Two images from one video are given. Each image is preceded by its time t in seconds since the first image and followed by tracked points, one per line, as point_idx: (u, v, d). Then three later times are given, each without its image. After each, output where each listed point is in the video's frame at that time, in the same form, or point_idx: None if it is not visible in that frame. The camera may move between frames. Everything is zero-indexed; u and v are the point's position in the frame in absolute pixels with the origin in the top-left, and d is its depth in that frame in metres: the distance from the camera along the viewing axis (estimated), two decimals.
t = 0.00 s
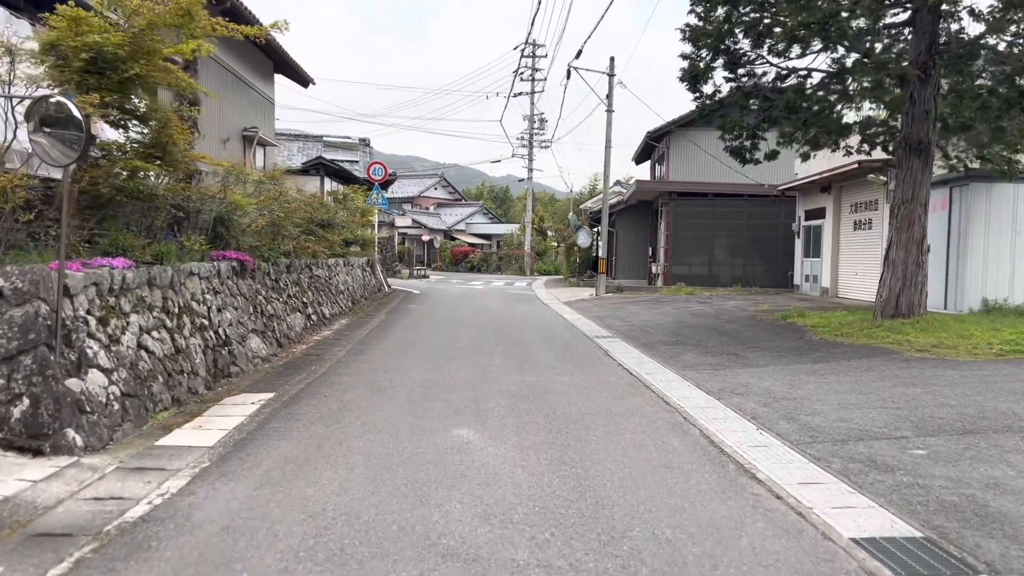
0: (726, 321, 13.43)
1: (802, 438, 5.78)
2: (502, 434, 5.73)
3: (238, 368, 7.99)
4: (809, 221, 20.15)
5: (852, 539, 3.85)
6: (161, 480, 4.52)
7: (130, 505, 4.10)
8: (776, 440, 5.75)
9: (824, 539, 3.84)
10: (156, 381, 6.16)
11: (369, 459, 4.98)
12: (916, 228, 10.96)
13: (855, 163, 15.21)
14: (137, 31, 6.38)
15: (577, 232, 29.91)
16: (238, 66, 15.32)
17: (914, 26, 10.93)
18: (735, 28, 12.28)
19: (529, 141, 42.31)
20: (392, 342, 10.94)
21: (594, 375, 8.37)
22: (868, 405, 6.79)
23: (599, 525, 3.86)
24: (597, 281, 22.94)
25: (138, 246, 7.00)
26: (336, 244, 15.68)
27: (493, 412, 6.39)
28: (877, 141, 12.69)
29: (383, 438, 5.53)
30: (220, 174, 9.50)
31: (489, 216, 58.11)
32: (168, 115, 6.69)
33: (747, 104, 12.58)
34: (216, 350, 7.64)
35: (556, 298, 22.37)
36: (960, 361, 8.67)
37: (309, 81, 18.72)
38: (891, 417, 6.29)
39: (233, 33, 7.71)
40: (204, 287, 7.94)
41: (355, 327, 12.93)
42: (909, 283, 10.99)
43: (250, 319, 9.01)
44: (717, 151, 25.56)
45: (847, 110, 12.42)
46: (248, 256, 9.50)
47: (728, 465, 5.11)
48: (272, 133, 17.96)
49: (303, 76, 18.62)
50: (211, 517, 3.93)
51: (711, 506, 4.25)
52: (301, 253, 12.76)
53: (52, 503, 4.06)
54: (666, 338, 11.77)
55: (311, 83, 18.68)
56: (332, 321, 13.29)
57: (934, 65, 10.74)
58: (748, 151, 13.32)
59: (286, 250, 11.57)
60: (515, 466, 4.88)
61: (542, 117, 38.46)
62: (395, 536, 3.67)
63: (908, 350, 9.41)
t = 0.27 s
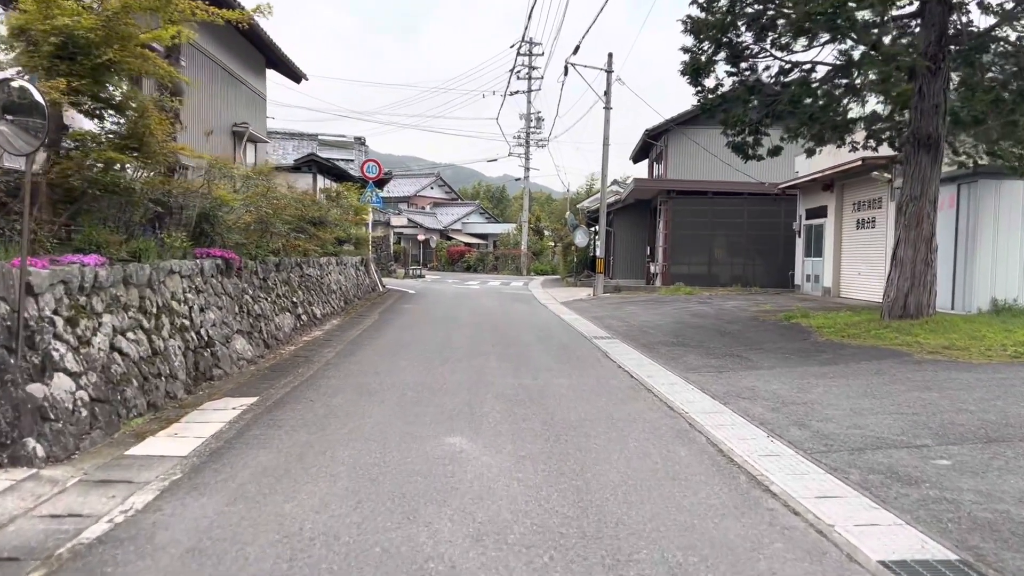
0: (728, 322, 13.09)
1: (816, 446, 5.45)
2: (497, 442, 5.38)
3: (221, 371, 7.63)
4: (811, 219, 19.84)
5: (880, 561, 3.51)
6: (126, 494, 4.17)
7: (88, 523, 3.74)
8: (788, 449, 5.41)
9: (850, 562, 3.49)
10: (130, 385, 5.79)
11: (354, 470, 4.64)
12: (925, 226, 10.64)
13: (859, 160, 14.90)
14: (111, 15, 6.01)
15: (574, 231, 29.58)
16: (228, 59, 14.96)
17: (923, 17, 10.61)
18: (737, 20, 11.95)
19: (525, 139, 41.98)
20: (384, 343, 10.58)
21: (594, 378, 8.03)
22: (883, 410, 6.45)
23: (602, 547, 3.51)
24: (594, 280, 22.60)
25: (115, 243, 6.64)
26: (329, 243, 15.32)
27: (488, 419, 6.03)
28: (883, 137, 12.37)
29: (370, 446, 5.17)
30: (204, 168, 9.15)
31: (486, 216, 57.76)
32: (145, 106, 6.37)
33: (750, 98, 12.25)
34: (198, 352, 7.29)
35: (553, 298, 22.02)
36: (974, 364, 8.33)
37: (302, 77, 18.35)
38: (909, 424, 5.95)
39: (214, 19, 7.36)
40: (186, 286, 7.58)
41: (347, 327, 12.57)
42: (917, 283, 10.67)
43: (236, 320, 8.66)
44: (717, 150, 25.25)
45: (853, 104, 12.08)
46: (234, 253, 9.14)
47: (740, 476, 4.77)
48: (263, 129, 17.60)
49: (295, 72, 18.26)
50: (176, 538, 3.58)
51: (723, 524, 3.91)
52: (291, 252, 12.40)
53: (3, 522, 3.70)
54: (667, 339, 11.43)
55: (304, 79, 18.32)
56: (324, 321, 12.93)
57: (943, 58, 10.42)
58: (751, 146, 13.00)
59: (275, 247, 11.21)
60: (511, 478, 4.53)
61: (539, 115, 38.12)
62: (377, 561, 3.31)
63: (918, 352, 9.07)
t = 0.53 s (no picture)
0: (732, 325, 12.76)
1: (836, 463, 5.12)
2: (497, 459, 5.03)
3: (207, 380, 7.28)
4: (814, 220, 19.51)
5: None
6: (92, 522, 3.81)
7: (46, 556, 3.38)
8: (809, 466, 5.07)
9: None
10: (105, 398, 5.43)
11: (343, 492, 4.29)
12: (937, 228, 10.31)
13: (866, 160, 14.57)
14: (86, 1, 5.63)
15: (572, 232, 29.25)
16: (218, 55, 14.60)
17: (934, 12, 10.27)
18: (743, 16, 11.61)
19: (523, 139, 41.66)
20: (379, 348, 10.23)
21: (597, 387, 7.68)
22: (903, 422, 6.12)
23: None
24: (593, 282, 22.26)
25: (92, 245, 6.27)
26: (323, 244, 14.98)
27: (487, 432, 5.69)
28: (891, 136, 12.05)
29: (360, 465, 4.82)
30: (191, 167, 8.79)
31: (483, 216, 57.44)
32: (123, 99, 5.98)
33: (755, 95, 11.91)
34: (182, 360, 6.93)
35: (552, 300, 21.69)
36: (992, 371, 8.00)
37: (296, 74, 17.98)
38: (933, 438, 5.61)
39: (198, 9, 7.00)
40: (170, 290, 7.23)
41: (341, 331, 12.21)
42: (929, 286, 10.34)
43: (223, 325, 8.31)
44: (719, 150, 24.93)
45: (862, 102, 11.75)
46: (222, 256, 8.79)
47: (759, 499, 4.43)
48: (257, 127, 17.24)
49: (290, 69, 17.90)
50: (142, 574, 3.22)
51: (746, 556, 3.57)
52: (283, 253, 12.06)
53: None
54: (670, 344, 11.10)
55: (298, 76, 17.97)
56: (317, 325, 12.58)
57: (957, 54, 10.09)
58: (756, 145, 12.67)
59: (266, 249, 10.85)
60: (513, 502, 4.19)
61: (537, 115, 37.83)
62: None
63: (933, 358, 8.74)
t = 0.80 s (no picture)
0: (738, 327, 12.43)
1: (862, 477, 4.78)
2: (499, 472, 4.70)
3: (193, 385, 6.93)
4: (818, 220, 19.18)
5: None
6: (55, 547, 3.46)
7: None
8: (832, 481, 4.74)
9: None
10: (81, 406, 5.08)
11: (332, 512, 3.94)
12: (951, 227, 9.99)
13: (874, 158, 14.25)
14: None
15: (572, 232, 28.90)
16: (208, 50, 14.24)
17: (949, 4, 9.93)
18: (749, 9, 11.28)
19: (521, 139, 41.33)
20: (375, 351, 9.88)
21: (602, 393, 7.35)
22: (929, 431, 5.78)
23: None
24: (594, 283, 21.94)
25: (68, 243, 5.92)
26: (318, 243, 14.62)
27: (487, 443, 5.35)
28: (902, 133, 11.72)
29: (353, 479, 4.48)
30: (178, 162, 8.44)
31: (482, 216, 57.13)
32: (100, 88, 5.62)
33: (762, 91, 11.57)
34: (166, 365, 6.58)
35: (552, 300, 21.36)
36: (1014, 376, 7.67)
37: (292, 71, 17.60)
38: (962, 449, 5.28)
39: None
40: (154, 291, 6.88)
41: (337, 333, 11.86)
42: (943, 287, 10.02)
43: (211, 327, 7.96)
44: (722, 149, 24.57)
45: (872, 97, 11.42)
46: (211, 255, 8.44)
47: (782, 518, 4.10)
48: (251, 124, 16.88)
49: (284, 65, 17.55)
50: None
51: None
52: (276, 253, 11.71)
53: None
54: (675, 346, 10.77)
55: (293, 73, 17.62)
56: (311, 326, 12.23)
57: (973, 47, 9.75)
58: (763, 142, 12.34)
59: (258, 249, 10.50)
60: (517, 522, 3.85)
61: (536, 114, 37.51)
62: None
63: (950, 362, 8.41)
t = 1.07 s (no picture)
0: (743, 332, 12.11)
1: (888, 496, 4.46)
2: (499, 492, 4.37)
3: (176, 395, 6.60)
4: (822, 221, 18.89)
5: None
6: None
7: None
8: (856, 501, 4.42)
9: None
10: (51, 420, 4.74)
11: (317, 539, 3.62)
12: (964, 229, 9.68)
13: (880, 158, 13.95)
14: None
15: (570, 234, 28.60)
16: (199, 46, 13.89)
17: None
18: (755, 5, 10.96)
19: (519, 139, 41.03)
20: (370, 356, 9.55)
21: (605, 403, 7.03)
22: (952, 445, 5.45)
23: None
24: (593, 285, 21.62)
25: (40, 245, 5.56)
26: (312, 245, 14.30)
27: (486, 458, 5.03)
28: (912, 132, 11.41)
29: (341, 501, 4.15)
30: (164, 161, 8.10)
31: (480, 218, 56.82)
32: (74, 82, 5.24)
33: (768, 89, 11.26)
34: (147, 373, 6.25)
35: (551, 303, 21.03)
36: None
37: (286, 70, 17.27)
38: (991, 465, 4.96)
39: None
40: (136, 295, 6.55)
41: (330, 338, 11.54)
42: (955, 290, 9.71)
43: (198, 333, 7.65)
44: (723, 149, 24.27)
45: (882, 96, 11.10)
46: (198, 258, 8.11)
47: (807, 545, 3.78)
48: (244, 123, 16.55)
49: (278, 63, 17.22)
50: None
51: None
52: (268, 255, 11.38)
53: None
54: (678, 351, 10.44)
55: (286, 71, 17.28)
56: (305, 330, 11.91)
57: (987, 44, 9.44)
58: (769, 141, 12.03)
59: (248, 251, 10.17)
60: (520, 551, 3.52)
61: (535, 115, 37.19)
62: None
63: (966, 369, 8.10)
